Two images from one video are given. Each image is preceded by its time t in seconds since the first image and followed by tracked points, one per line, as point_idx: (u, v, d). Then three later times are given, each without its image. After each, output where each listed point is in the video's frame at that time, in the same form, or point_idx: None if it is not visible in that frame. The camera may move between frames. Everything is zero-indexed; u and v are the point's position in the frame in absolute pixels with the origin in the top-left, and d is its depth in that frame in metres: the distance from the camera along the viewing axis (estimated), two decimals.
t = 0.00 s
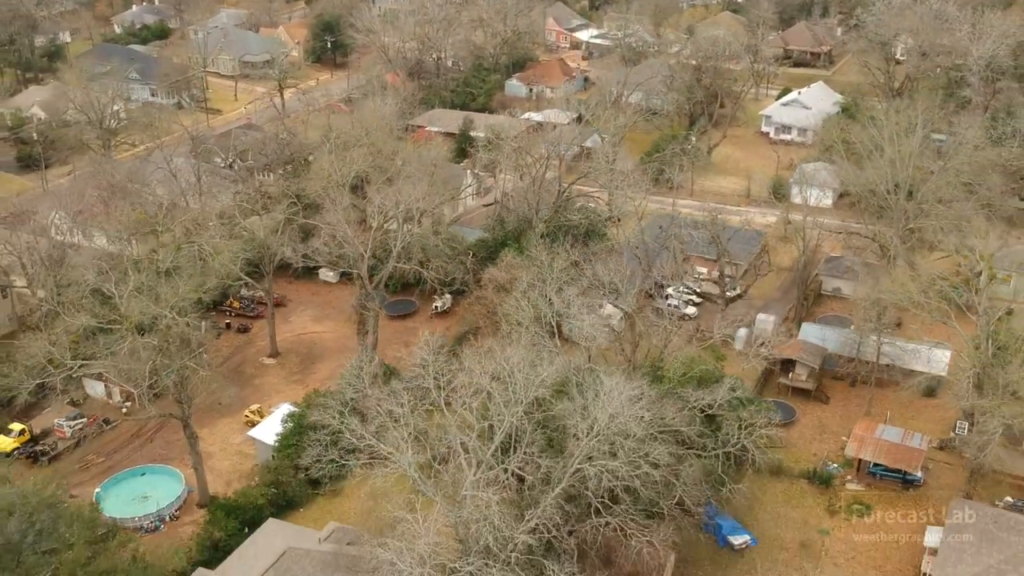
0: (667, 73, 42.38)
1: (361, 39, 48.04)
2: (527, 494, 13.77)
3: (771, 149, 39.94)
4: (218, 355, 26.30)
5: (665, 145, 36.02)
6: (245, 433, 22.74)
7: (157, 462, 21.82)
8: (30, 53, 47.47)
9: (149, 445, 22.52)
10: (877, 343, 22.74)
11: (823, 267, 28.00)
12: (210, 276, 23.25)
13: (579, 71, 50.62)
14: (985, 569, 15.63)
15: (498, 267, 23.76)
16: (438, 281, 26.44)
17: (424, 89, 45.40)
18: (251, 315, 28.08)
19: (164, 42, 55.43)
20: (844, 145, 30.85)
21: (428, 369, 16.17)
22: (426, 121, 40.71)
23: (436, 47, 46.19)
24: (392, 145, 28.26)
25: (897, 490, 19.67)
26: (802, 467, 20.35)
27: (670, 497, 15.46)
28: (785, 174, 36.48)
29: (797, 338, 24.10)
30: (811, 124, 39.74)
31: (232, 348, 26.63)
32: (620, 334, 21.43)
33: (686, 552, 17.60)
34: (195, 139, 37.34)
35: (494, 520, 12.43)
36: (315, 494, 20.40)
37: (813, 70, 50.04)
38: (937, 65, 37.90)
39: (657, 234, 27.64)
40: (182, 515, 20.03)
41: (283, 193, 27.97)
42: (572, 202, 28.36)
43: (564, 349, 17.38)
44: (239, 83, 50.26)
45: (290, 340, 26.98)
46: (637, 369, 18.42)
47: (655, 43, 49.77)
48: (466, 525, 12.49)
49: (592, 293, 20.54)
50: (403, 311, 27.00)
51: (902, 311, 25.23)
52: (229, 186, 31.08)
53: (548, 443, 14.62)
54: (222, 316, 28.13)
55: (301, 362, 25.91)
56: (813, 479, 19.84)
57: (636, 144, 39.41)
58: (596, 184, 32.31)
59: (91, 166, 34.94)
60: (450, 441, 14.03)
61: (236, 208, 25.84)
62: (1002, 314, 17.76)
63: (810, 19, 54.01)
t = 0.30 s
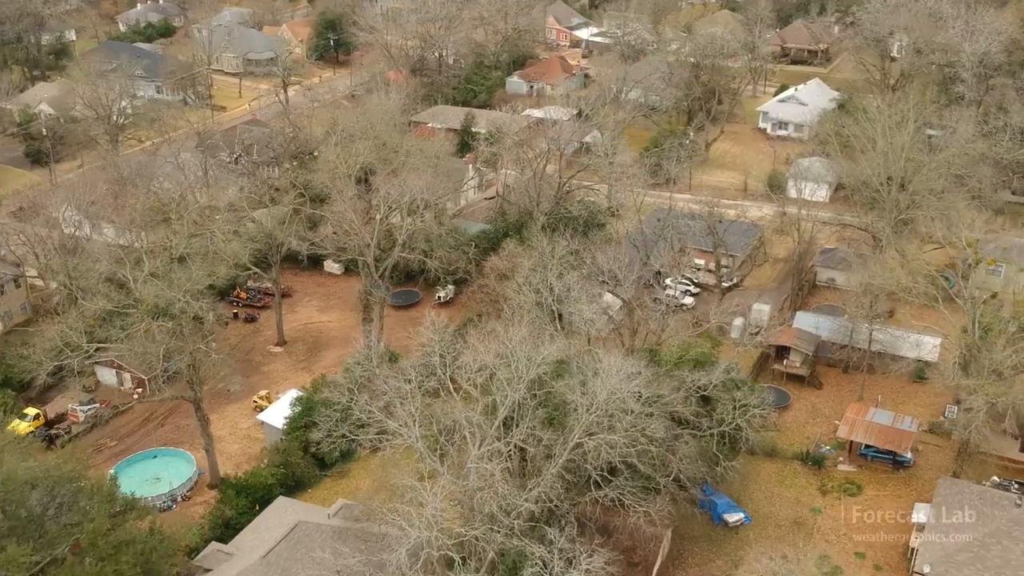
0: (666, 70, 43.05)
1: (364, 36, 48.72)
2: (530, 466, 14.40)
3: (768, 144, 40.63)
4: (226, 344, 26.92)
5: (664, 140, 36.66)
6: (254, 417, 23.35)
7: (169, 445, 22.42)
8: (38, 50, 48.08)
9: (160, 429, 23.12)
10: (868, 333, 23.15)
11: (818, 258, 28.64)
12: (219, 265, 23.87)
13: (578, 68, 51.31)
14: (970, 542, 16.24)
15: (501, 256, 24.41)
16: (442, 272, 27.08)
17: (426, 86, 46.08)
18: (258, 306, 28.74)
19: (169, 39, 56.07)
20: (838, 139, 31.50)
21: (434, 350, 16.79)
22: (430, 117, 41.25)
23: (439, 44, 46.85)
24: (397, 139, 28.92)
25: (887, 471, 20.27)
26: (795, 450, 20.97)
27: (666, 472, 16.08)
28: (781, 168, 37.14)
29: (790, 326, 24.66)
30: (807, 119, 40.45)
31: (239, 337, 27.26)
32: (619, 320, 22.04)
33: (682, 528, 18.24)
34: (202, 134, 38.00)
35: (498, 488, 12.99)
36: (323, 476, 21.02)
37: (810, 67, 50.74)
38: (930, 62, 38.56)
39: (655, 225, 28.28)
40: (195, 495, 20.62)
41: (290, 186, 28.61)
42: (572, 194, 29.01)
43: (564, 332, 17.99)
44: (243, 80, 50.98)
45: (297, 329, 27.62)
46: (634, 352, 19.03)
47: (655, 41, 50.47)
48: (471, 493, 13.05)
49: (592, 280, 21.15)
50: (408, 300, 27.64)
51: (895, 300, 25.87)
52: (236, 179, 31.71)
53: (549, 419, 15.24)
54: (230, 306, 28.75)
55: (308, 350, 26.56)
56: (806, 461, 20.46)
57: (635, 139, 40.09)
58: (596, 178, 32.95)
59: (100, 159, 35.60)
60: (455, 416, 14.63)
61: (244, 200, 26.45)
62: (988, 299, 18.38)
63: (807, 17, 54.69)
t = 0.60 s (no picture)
0: (665, 67, 43.56)
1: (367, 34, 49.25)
2: (530, 445, 14.91)
3: (766, 140, 41.20)
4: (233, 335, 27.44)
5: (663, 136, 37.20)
6: (261, 404, 23.86)
7: (178, 432, 22.92)
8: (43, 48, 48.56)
9: (169, 416, 23.60)
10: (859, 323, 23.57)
11: (814, 251, 29.16)
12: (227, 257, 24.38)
13: (578, 66, 51.84)
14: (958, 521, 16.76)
15: (503, 247, 24.94)
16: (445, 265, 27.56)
17: (429, 83, 46.60)
18: (264, 297, 29.28)
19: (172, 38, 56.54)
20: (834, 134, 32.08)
21: (438, 334, 17.31)
22: (432, 113, 41.69)
23: (440, 42, 47.39)
24: (400, 133, 29.42)
25: (880, 456, 20.79)
26: (790, 435, 21.48)
27: (663, 452, 16.59)
28: (779, 163, 37.68)
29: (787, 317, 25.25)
30: (804, 117, 41.01)
31: (246, 328, 27.77)
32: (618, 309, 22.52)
33: (679, 509, 18.76)
34: (208, 130, 38.50)
35: (500, 463, 13.49)
36: (329, 461, 21.55)
37: (807, 66, 51.30)
38: (926, 59, 39.16)
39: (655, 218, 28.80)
40: (204, 479, 21.12)
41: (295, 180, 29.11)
42: (573, 188, 29.54)
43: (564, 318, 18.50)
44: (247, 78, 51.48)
45: (302, 321, 28.17)
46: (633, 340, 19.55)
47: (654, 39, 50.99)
48: (475, 468, 13.55)
49: (593, 269, 21.62)
50: (412, 292, 28.17)
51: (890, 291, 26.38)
52: (241, 173, 32.22)
53: (550, 400, 15.74)
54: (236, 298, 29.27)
55: (313, 340, 27.09)
56: (800, 445, 20.97)
57: (635, 136, 40.66)
58: (596, 173, 33.45)
59: (107, 155, 36.12)
60: (459, 396, 15.12)
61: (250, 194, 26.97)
62: (977, 286, 18.91)
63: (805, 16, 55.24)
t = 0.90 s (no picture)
0: (664, 64, 44.19)
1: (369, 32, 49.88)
2: (533, 422, 15.56)
3: (763, 136, 41.85)
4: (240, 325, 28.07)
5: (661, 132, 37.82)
6: (269, 391, 24.49)
7: (187, 417, 23.54)
8: (50, 46, 49.18)
9: (179, 402, 24.21)
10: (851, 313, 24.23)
11: (810, 243, 29.77)
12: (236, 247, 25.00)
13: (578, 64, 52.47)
14: (944, 497, 17.38)
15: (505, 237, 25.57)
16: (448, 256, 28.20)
17: (430, 80, 47.20)
18: (270, 288, 29.91)
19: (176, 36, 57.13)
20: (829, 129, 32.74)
21: (444, 319, 17.97)
22: (434, 110, 42.27)
23: (442, 40, 48.00)
24: (404, 128, 30.07)
25: (871, 439, 21.40)
26: (784, 419, 22.10)
27: (660, 430, 17.25)
28: (776, 158, 38.28)
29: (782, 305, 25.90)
30: (800, 113, 41.67)
31: (253, 318, 28.40)
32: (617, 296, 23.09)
33: (676, 489, 19.36)
34: (213, 126, 39.13)
35: (504, 437, 14.13)
36: (335, 444, 22.17)
37: (804, 63, 51.91)
38: (921, 56, 39.74)
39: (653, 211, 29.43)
40: (214, 462, 21.74)
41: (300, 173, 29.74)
42: (572, 182, 30.16)
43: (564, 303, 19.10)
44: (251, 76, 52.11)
45: (308, 310, 28.79)
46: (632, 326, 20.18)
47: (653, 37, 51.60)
48: (480, 442, 14.23)
49: (592, 257, 22.22)
50: (416, 283, 28.78)
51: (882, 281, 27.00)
52: (248, 167, 32.86)
53: (551, 380, 16.40)
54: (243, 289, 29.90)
55: (319, 330, 27.72)
56: (794, 429, 21.60)
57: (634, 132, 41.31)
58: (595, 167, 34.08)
59: (114, 150, 36.73)
60: (463, 376, 15.74)
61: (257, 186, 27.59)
62: (964, 272, 19.55)
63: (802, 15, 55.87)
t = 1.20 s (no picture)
0: (662, 62, 44.85)
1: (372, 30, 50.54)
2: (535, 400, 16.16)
3: (760, 132, 42.49)
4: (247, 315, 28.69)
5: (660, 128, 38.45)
6: (277, 378, 25.10)
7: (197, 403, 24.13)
8: (56, 44, 49.78)
9: (188, 388, 24.80)
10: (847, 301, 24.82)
11: (805, 236, 30.39)
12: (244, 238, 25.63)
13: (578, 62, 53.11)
14: (932, 475, 17.98)
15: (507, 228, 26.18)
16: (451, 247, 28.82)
17: (432, 77, 47.83)
18: (277, 280, 30.54)
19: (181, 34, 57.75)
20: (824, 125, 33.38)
21: (448, 305, 18.61)
22: (436, 106, 42.91)
23: (444, 38, 48.65)
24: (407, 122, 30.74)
25: (863, 423, 22.00)
26: (778, 404, 22.71)
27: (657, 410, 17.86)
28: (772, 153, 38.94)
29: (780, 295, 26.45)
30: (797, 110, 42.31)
31: (259, 308, 29.00)
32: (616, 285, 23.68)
33: (673, 470, 19.92)
34: (218, 122, 39.74)
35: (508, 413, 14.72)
36: (342, 428, 22.78)
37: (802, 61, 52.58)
38: (916, 53, 40.41)
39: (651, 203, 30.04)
40: (224, 445, 22.34)
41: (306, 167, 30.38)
42: (573, 176, 30.78)
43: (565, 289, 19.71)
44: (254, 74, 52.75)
45: (314, 301, 29.40)
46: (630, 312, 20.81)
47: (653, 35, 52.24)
48: (485, 418, 14.87)
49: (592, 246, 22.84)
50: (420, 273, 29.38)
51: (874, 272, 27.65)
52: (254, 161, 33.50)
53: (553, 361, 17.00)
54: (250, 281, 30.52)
55: (325, 319, 28.33)
56: (788, 413, 22.21)
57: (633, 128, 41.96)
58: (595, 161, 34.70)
59: (122, 146, 37.37)
60: (468, 357, 16.33)
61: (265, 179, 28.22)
62: (953, 259, 20.19)
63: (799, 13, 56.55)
